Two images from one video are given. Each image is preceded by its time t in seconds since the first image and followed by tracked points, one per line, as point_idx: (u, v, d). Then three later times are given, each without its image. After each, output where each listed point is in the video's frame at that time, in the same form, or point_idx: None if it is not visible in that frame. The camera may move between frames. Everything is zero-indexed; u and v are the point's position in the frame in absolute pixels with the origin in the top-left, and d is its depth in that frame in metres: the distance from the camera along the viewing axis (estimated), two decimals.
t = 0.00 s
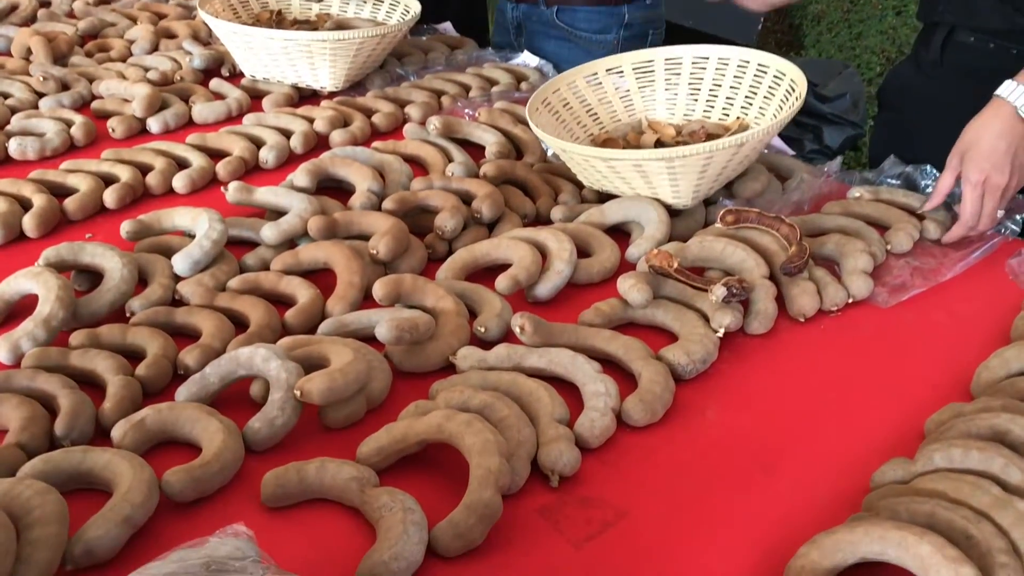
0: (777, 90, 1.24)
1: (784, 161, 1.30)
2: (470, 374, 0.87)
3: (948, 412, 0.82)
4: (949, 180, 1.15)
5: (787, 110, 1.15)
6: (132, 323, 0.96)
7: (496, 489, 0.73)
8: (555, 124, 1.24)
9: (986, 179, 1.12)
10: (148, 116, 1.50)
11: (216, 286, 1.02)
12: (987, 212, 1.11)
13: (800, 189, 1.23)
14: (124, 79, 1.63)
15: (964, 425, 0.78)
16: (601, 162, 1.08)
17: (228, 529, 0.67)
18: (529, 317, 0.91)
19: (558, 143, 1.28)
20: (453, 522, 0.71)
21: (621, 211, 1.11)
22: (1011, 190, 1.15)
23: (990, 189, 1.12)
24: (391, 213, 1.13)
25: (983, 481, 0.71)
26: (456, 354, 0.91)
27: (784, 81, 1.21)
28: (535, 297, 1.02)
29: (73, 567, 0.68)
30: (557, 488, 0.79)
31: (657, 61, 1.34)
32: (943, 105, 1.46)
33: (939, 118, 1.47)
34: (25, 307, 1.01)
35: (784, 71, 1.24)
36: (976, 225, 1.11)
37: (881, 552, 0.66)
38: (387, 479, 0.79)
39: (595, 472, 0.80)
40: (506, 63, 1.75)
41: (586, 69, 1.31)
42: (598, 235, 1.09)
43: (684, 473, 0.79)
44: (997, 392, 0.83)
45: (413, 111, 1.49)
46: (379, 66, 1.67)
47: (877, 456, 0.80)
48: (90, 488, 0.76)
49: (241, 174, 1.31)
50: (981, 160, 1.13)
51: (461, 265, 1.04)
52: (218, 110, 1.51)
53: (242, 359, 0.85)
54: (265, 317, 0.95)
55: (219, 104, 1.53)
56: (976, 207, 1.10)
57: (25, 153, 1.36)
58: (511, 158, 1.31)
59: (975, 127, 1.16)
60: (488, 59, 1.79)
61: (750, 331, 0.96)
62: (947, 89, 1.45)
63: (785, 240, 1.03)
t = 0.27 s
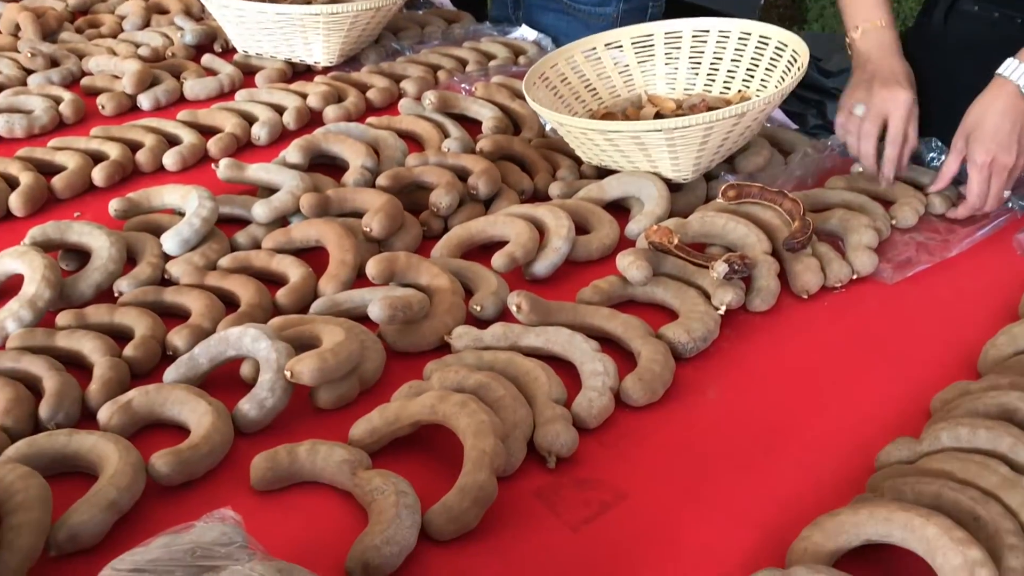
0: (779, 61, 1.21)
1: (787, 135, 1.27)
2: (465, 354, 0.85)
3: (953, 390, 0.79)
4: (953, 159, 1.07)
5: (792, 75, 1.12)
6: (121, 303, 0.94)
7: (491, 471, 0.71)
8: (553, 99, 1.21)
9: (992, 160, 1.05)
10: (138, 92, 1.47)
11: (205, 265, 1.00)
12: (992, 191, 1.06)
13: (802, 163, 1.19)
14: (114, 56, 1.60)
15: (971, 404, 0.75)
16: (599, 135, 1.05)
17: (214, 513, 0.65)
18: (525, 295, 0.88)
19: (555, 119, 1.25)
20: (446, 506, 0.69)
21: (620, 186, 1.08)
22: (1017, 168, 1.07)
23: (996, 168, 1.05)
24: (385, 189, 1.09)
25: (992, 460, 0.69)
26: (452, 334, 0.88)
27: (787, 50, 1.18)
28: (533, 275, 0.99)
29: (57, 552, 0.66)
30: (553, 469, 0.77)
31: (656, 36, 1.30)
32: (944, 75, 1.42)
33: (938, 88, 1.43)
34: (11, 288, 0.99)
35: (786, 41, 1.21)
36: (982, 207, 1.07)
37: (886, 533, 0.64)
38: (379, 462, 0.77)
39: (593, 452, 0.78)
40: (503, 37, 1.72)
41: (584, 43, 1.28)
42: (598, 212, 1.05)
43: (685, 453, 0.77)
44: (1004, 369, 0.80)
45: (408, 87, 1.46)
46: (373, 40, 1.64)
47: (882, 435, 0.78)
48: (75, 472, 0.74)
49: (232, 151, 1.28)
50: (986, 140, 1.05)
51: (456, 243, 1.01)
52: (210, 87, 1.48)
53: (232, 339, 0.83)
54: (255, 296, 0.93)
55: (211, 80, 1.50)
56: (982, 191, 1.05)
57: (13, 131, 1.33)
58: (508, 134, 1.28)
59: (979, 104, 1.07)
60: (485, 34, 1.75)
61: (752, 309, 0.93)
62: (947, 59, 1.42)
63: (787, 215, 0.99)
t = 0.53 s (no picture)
0: (778, 35, 1.18)
1: (785, 110, 1.25)
2: (455, 335, 0.83)
3: (955, 368, 0.77)
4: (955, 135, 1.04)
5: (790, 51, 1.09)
6: (104, 284, 0.92)
7: (481, 454, 0.69)
8: (546, 75, 1.18)
9: (997, 137, 1.01)
10: (126, 71, 1.44)
11: (191, 246, 0.98)
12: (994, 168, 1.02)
13: (800, 139, 1.16)
14: (101, 34, 1.57)
15: (972, 382, 0.74)
16: (593, 112, 1.02)
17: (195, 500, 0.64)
18: (518, 275, 0.86)
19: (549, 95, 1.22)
20: (435, 489, 0.67)
21: (616, 163, 1.04)
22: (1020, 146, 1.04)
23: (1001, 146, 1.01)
24: (375, 168, 1.05)
25: (993, 440, 0.67)
26: (442, 315, 0.86)
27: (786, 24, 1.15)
28: (526, 254, 0.96)
29: (35, 540, 0.65)
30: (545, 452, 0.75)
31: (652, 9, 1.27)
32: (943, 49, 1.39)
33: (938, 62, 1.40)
34: None
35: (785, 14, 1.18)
36: (983, 182, 1.04)
37: (885, 516, 0.63)
38: (367, 446, 0.75)
39: (586, 435, 0.76)
40: (498, 13, 1.69)
41: (578, 16, 1.25)
42: (593, 191, 1.02)
43: (680, 435, 0.76)
44: (1006, 347, 0.79)
45: (400, 64, 1.43)
46: (365, 17, 1.61)
47: (882, 415, 0.76)
48: (56, 456, 0.73)
49: (220, 130, 1.25)
50: (991, 116, 1.02)
51: (448, 223, 0.98)
52: (198, 65, 1.45)
53: (217, 321, 0.82)
54: (242, 277, 0.91)
55: (200, 58, 1.47)
56: (984, 166, 1.02)
57: None
58: (501, 111, 1.26)
59: (985, 81, 1.04)
60: (480, 10, 1.72)
61: (749, 287, 0.90)
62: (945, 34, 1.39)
63: (786, 191, 0.96)
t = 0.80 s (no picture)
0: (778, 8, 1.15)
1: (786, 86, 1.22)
2: (447, 316, 0.80)
3: (960, 348, 0.75)
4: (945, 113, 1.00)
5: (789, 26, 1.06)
6: (87, 266, 0.90)
7: (472, 438, 0.67)
8: (541, 51, 1.15)
9: (990, 115, 0.97)
10: (111, 49, 1.41)
11: (176, 226, 0.96)
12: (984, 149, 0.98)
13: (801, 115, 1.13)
14: (86, 12, 1.53)
15: (977, 362, 0.72)
16: (588, 87, 0.99)
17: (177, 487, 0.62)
18: (511, 255, 0.83)
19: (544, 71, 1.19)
20: (425, 475, 0.65)
21: (612, 140, 1.02)
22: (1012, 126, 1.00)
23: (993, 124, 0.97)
24: (365, 147, 1.02)
25: (999, 422, 0.65)
26: (433, 296, 0.83)
27: None
28: (520, 234, 0.93)
29: (12, 529, 0.63)
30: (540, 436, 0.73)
31: None
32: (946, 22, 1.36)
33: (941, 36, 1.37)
34: None
35: None
36: (972, 161, 0.99)
37: (889, 500, 0.61)
38: (356, 431, 0.73)
39: (581, 418, 0.74)
40: None
41: None
42: (589, 168, 0.99)
43: (678, 418, 0.74)
44: (1011, 326, 0.76)
45: (392, 40, 1.40)
46: None
47: (884, 397, 0.74)
48: (35, 443, 0.71)
49: (208, 108, 1.23)
50: (985, 92, 0.97)
51: (440, 202, 0.95)
52: (186, 43, 1.42)
53: (201, 303, 0.79)
54: (228, 258, 0.88)
55: (187, 36, 1.44)
56: (974, 144, 0.97)
57: None
58: (495, 87, 1.23)
59: (977, 57, 0.99)
60: None
61: (748, 266, 0.88)
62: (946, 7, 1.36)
63: (785, 168, 0.94)
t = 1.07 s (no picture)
0: None
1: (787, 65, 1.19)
2: (443, 301, 0.79)
3: (965, 330, 0.74)
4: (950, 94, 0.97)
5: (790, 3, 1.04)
6: (76, 252, 0.88)
7: (470, 425, 0.66)
8: (536, 30, 1.13)
9: (998, 95, 0.94)
10: (99, 31, 1.38)
11: (166, 210, 0.94)
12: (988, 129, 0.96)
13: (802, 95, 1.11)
14: None
15: (983, 345, 0.70)
16: (584, 66, 0.97)
17: (167, 477, 0.61)
18: (507, 238, 0.81)
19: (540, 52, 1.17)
20: (421, 463, 0.64)
21: (609, 121, 1.00)
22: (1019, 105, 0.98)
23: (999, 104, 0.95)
24: (359, 129, 1.00)
25: (1007, 405, 0.64)
26: (428, 281, 0.82)
27: None
28: (517, 217, 0.91)
29: None
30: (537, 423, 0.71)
31: None
32: None
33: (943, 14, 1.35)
34: None
35: None
36: (976, 143, 0.97)
37: (895, 486, 0.60)
38: (350, 419, 0.72)
39: (579, 404, 0.73)
40: None
41: None
42: (586, 148, 0.97)
43: (678, 404, 0.72)
44: (1018, 308, 0.75)
45: (385, 20, 1.37)
46: None
47: (888, 380, 0.73)
48: (23, 432, 0.69)
49: (198, 90, 1.20)
50: (992, 72, 0.94)
51: (435, 184, 0.93)
52: (175, 24, 1.40)
53: (191, 289, 0.78)
54: (218, 243, 0.87)
55: (176, 17, 1.41)
56: (980, 125, 0.95)
57: None
58: (490, 68, 1.20)
59: (983, 36, 0.96)
60: None
61: (748, 248, 0.86)
62: None
63: (786, 148, 0.92)
